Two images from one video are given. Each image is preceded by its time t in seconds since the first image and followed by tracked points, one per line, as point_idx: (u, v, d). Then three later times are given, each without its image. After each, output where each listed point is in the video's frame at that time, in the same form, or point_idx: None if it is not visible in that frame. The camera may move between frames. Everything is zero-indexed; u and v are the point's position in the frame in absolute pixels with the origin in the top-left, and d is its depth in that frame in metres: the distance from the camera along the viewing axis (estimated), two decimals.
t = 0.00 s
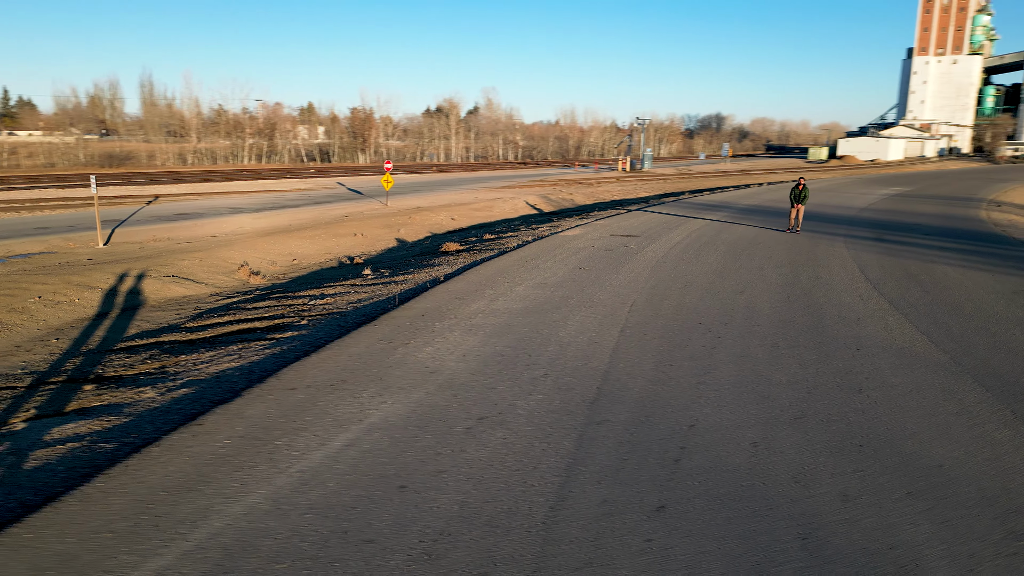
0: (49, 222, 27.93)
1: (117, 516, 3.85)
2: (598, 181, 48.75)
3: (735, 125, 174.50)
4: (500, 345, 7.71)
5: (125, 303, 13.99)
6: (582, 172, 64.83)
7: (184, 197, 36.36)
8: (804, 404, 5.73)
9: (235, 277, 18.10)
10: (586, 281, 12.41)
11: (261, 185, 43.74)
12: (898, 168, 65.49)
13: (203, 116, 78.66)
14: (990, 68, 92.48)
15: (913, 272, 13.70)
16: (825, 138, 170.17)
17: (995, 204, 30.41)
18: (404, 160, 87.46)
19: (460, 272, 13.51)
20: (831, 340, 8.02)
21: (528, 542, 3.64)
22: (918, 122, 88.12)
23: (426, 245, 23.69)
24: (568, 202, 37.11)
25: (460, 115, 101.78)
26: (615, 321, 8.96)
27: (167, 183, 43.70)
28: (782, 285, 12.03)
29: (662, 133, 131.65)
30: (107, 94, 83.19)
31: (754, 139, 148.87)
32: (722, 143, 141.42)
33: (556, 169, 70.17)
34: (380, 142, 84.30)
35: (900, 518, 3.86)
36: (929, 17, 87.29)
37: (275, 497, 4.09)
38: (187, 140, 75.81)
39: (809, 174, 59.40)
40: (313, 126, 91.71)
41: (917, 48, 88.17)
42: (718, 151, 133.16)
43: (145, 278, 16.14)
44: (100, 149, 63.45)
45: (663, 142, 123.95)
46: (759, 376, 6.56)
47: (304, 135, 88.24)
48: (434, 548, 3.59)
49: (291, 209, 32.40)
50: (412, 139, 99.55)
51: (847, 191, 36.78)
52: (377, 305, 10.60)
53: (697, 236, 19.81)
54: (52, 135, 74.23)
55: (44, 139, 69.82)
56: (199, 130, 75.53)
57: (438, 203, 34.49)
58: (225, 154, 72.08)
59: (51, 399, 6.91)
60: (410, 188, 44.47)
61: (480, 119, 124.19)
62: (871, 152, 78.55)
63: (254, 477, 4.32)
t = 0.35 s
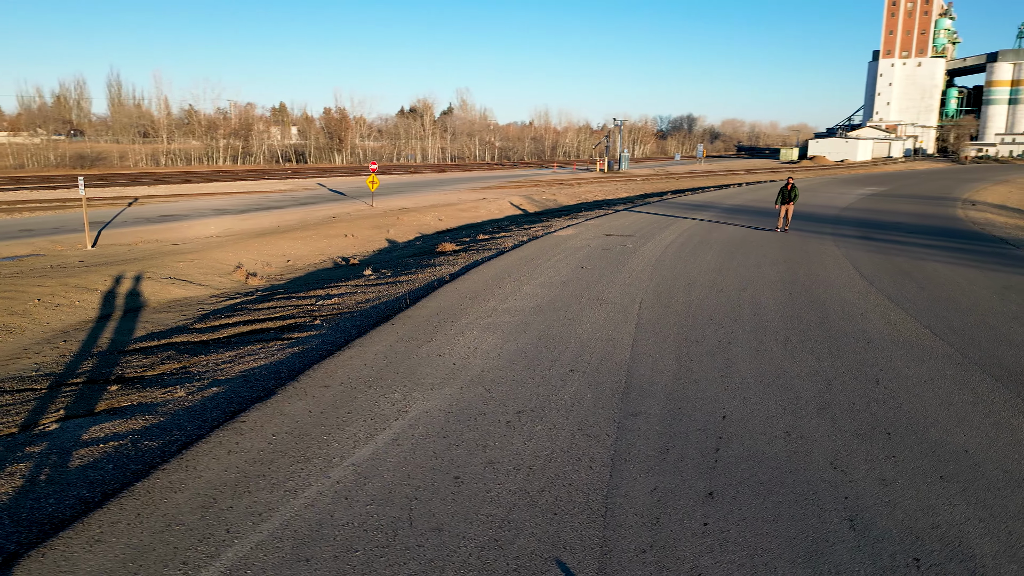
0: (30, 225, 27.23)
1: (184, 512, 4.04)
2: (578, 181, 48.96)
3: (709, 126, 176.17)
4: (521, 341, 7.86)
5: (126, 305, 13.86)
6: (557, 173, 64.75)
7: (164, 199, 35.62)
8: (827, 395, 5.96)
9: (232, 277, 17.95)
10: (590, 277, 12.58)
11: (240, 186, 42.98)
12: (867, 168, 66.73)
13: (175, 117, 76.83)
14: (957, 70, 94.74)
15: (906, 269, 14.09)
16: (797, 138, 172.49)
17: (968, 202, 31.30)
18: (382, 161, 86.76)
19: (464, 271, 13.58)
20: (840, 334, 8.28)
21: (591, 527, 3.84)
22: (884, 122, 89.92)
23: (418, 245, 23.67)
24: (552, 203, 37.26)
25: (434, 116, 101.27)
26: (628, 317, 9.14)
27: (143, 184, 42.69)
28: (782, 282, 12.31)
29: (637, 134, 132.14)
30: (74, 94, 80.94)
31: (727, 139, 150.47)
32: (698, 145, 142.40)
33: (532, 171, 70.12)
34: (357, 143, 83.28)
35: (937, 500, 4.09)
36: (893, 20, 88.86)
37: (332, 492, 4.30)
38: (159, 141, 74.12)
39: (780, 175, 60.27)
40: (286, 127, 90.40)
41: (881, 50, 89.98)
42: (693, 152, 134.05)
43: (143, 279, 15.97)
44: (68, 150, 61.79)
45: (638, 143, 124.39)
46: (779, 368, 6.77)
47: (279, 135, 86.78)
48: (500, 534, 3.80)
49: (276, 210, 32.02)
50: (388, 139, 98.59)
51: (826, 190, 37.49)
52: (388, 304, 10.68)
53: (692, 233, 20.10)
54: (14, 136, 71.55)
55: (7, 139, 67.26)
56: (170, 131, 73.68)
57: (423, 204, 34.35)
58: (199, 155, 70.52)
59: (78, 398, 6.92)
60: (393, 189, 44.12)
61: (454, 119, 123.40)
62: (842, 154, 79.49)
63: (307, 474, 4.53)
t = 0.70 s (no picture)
0: (23, 226, 27.04)
1: (195, 508, 4.08)
2: (571, 183, 49.03)
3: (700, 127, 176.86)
4: (522, 339, 7.89)
5: (123, 305, 13.82)
6: (549, 174, 64.79)
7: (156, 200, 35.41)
8: (827, 391, 6.02)
9: (228, 278, 17.90)
10: (589, 276, 12.61)
11: (232, 188, 42.77)
12: (856, 169, 67.16)
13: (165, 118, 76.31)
14: (945, 72, 95.56)
15: (900, 268, 14.19)
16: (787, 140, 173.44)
17: (958, 202, 31.61)
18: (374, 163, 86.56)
19: (462, 271, 13.58)
20: (838, 332, 8.34)
21: (600, 521, 3.89)
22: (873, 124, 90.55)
23: (413, 245, 23.64)
24: (545, 204, 37.29)
25: (425, 117, 101.14)
26: (628, 316, 9.18)
27: (134, 186, 42.40)
28: (779, 281, 12.37)
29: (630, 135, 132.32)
30: (62, 95, 80.21)
31: (717, 141, 151.07)
32: (690, 146, 142.88)
33: (523, 172, 70.18)
34: (349, 145, 82.92)
35: (940, 493, 4.15)
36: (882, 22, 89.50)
37: (342, 487, 4.34)
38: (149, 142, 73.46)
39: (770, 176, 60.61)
40: (276, 128, 90.04)
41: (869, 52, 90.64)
42: (684, 154, 134.51)
43: (139, 280, 15.91)
44: (57, 151, 61.25)
45: (630, 143, 124.54)
46: (779, 366, 6.82)
47: (270, 137, 86.31)
48: (512, 529, 3.83)
49: (269, 211, 31.87)
50: (380, 141, 98.29)
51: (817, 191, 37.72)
52: (387, 304, 10.68)
53: (688, 233, 20.17)
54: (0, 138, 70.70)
55: None
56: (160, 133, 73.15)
57: (417, 205, 34.30)
58: (189, 156, 70.02)
59: (79, 399, 6.90)
60: (385, 190, 44.06)
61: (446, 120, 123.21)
62: (831, 155, 79.65)
63: (317, 470, 4.56)
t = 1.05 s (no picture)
0: (20, 227, 27.00)
1: (188, 508, 4.07)
2: (570, 183, 49.04)
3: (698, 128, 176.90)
4: (518, 339, 7.88)
5: (120, 306, 13.81)
6: (548, 174, 64.84)
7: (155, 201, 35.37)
8: (822, 391, 6.02)
9: (225, 278, 17.87)
10: (586, 276, 12.61)
11: (230, 188, 42.73)
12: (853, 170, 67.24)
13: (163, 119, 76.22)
14: (943, 73, 95.71)
15: (898, 267, 14.18)
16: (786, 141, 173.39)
17: (957, 203, 31.60)
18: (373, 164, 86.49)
19: (459, 272, 13.55)
20: (834, 331, 8.35)
21: (593, 520, 3.89)
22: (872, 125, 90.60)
23: (411, 245, 23.63)
24: (543, 204, 37.27)
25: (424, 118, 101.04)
26: (625, 316, 9.17)
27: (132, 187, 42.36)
28: (776, 280, 12.37)
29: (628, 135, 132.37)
30: (61, 96, 80.05)
31: (715, 142, 151.19)
32: (688, 147, 142.99)
33: (521, 172, 70.21)
34: (348, 145, 82.82)
35: (935, 491, 4.15)
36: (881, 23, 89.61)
37: (336, 487, 4.33)
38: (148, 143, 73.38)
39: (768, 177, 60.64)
40: (275, 129, 89.93)
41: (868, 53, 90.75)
42: (683, 154, 134.55)
43: (137, 280, 15.90)
44: (56, 152, 61.12)
45: (629, 144, 124.57)
46: (775, 365, 6.83)
47: (269, 138, 86.23)
48: (506, 528, 3.84)
49: (267, 211, 31.83)
50: (379, 141, 98.23)
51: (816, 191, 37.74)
52: (384, 304, 10.68)
53: (685, 233, 20.18)
54: None
55: None
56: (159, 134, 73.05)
57: (415, 206, 34.29)
58: (188, 157, 69.93)
59: (74, 398, 6.89)
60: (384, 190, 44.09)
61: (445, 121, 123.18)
62: (829, 155, 79.76)
63: (311, 470, 4.56)
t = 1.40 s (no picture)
0: (19, 227, 26.99)
1: (179, 508, 4.06)
2: (570, 184, 49.03)
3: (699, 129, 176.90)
4: (515, 339, 7.88)
5: (118, 306, 13.80)
6: (548, 174, 64.87)
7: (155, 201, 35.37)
8: (818, 391, 6.01)
9: (224, 278, 17.86)
10: (584, 276, 12.59)
11: (230, 188, 42.77)
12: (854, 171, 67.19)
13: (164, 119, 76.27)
14: (944, 73, 95.62)
15: (897, 268, 14.14)
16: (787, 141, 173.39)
17: (958, 203, 31.55)
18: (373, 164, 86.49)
19: (458, 272, 13.54)
20: (832, 332, 8.33)
21: (584, 521, 3.88)
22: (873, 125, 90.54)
23: (411, 246, 23.63)
24: (543, 204, 37.27)
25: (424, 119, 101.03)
26: (622, 316, 9.16)
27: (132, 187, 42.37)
28: (775, 281, 12.34)
29: (629, 136, 132.35)
30: (63, 96, 80.07)
31: (716, 142, 151.14)
32: (688, 147, 142.99)
33: (522, 172, 70.26)
34: (348, 146, 82.86)
35: (930, 493, 4.14)
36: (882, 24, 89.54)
37: (327, 487, 4.32)
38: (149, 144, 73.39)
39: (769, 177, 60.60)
40: (276, 130, 89.94)
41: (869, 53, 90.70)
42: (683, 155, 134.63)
43: (135, 280, 15.89)
44: (57, 152, 61.13)
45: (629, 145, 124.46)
46: (772, 365, 6.81)
47: (270, 138, 86.25)
48: (497, 528, 3.83)
49: (266, 211, 31.81)
50: (379, 142, 98.21)
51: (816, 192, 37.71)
52: (381, 304, 10.66)
53: (684, 233, 20.16)
54: None
55: None
56: (159, 134, 73.08)
57: (415, 206, 34.28)
58: (188, 158, 69.96)
59: (69, 399, 6.88)
60: (384, 190, 44.10)
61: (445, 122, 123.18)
62: (829, 155, 79.73)
63: (304, 470, 4.55)
